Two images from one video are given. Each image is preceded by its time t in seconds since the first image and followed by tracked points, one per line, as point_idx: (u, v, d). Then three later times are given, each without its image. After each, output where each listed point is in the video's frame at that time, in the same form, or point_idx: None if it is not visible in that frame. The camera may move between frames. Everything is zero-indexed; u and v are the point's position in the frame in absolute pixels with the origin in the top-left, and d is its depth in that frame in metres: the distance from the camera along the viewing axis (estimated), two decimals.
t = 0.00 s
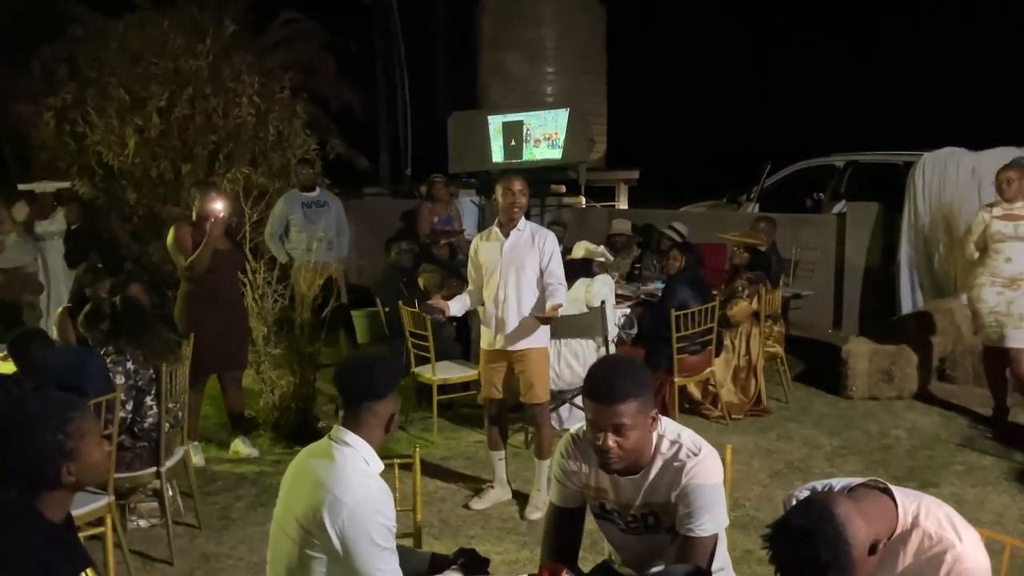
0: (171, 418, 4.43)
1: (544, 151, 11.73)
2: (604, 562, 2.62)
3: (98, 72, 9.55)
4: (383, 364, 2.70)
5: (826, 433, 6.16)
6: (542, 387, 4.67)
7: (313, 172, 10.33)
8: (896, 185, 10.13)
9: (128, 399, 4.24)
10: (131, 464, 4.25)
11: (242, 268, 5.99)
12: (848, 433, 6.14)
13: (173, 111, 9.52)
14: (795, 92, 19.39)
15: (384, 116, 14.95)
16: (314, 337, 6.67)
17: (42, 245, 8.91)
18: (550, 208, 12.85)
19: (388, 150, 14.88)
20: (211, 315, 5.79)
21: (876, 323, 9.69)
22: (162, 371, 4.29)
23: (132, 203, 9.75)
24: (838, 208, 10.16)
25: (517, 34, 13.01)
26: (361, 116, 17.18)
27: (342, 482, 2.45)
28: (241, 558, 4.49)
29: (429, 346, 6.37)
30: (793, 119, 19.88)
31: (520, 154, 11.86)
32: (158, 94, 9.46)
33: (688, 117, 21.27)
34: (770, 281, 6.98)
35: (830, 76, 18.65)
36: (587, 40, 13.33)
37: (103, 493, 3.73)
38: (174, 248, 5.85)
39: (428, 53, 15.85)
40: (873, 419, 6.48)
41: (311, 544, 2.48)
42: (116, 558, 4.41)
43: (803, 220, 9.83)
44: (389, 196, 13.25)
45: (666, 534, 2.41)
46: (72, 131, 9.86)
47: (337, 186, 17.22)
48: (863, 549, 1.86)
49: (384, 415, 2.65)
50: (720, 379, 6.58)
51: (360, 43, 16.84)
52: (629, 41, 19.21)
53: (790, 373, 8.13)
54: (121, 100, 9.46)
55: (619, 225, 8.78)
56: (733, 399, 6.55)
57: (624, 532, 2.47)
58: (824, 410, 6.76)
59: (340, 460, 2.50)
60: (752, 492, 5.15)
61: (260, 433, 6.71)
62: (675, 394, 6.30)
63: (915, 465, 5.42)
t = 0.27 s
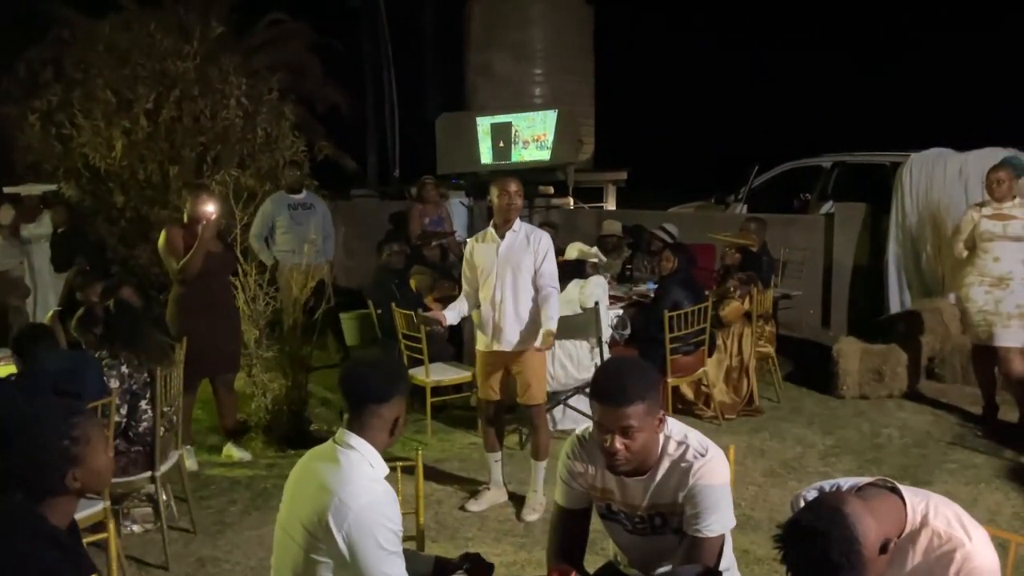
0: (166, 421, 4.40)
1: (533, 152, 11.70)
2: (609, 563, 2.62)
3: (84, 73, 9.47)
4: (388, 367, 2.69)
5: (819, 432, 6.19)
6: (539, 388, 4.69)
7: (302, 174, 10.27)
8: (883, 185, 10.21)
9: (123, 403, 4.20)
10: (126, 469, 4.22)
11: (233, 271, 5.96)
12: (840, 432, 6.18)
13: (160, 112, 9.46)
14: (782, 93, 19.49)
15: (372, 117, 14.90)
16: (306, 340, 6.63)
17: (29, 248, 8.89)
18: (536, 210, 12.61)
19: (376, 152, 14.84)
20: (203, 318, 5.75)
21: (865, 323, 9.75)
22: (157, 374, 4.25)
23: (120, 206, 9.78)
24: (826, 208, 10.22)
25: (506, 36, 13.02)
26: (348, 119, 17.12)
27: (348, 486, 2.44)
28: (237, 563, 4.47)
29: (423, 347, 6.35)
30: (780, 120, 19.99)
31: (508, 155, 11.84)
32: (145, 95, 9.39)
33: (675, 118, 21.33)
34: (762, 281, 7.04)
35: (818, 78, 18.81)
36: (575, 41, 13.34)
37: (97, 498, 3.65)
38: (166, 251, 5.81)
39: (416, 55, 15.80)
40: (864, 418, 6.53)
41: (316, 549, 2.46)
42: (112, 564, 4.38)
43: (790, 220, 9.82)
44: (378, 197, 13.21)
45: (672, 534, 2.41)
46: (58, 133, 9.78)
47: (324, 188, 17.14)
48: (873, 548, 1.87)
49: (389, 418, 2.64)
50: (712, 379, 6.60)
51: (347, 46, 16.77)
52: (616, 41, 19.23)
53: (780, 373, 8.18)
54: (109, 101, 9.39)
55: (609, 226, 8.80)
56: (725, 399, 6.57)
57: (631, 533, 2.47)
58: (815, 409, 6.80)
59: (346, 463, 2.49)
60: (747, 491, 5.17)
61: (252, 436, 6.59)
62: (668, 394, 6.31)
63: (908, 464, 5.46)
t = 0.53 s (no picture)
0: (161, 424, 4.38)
1: (522, 153, 11.70)
2: (614, 563, 2.64)
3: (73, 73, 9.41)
4: (396, 370, 2.71)
5: (810, 433, 6.24)
6: (536, 388, 4.70)
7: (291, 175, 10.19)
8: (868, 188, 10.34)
9: (119, 405, 4.19)
10: (123, 472, 4.17)
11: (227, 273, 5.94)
12: (831, 433, 6.23)
13: (147, 113, 9.34)
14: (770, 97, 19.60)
15: (360, 119, 14.85)
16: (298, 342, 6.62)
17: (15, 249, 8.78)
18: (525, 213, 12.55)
19: (364, 153, 14.79)
20: (197, 319, 5.73)
21: (853, 324, 9.81)
22: (154, 376, 4.25)
23: (109, 206, 9.72)
24: (814, 210, 10.29)
25: (495, 38, 13.02)
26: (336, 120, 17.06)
27: (357, 487, 2.45)
28: (234, 565, 4.46)
29: (416, 349, 6.36)
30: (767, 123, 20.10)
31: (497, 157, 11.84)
32: (134, 96, 9.31)
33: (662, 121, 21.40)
34: (753, 282, 7.07)
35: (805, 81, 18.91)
36: (564, 43, 13.36)
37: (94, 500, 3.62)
38: (158, 253, 5.77)
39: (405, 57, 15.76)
40: (855, 418, 6.58)
41: (326, 551, 2.46)
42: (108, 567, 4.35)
43: (778, 223, 9.77)
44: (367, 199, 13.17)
45: (679, 534, 2.44)
46: (46, 134, 9.69)
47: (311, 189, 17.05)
48: (883, 546, 1.90)
49: (397, 421, 2.65)
50: (704, 380, 6.63)
51: (335, 46, 16.70)
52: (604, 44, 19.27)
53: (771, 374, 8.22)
54: (98, 102, 9.33)
55: (600, 228, 8.78)
56: (718, 400, 6.61)
57: (638, 533, 2.49)
58: (806, 410, 6.85)
59: (355, 465, 2.50)
60: (741, 491, 5.20)
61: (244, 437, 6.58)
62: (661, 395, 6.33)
63: (899, 464, 5.52)
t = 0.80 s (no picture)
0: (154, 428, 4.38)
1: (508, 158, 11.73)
2: (614, 562, 2.68)
3: (57, 75, 9.35)
4: (397, 372, 2.72)
5: (797, 434, 6.31)
6: (528, 391, 4.74)
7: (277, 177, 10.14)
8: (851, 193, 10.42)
9: (112, 409, 4.18)
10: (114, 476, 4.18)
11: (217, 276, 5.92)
12: (818, 434, 6.31)
13: (134, 116, 9.30)
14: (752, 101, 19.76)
15: (345, 122, 14.84)
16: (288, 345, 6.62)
17: None
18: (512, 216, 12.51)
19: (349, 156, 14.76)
20: (186, 323, 5.71)
21: (837, 327, 9.91)
22: (146, 381, 4.23)
23: (92, 209, 9.56)
24: (798, 214, 10.40)
25: (480, 42, 13.07)
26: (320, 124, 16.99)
27: (359, 490, 2.45)
28: (227, 569, 4.45)
29: (406, 352, 6.45)
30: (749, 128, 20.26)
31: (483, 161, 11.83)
32: (120, 98, 9.25)
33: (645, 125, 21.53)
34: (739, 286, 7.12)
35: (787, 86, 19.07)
36: (549, 46, 13.40)
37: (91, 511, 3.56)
38: (147, 255, 5.74)
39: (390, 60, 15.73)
40: (839, 420, 6.66)
41: (329, 553, 2.47)
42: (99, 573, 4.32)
43: (761, 227, 9.83)
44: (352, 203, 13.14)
45: (680, 534, 2.47)
46: (28, 136, 9.61)
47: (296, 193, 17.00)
48: (884, 545, 1.94)
49: (398, 424, 2.66)
50: (692, 382, 6.69)
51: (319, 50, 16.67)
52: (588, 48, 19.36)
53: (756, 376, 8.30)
54: (82, 104, 9.26)
55: (587, 231, 8.80)
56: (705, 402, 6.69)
57: (639, 534, 2.53)
58: (791, 412, 6.93)
59: (356, 469, 2.50)
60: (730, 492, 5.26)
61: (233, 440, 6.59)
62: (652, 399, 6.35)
63: (885, 465, 5.60)
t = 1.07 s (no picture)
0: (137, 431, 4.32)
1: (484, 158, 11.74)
2: (609, 558, 2.71)
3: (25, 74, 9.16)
4: (387, 370, 2.72)
5: (776, 430, 6.39)
6: (513, 391, 4.76)
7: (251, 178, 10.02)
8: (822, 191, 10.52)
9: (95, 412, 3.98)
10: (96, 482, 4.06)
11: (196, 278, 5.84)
12: (796, 430, 6.39)
13: (106, 116, 9.13)
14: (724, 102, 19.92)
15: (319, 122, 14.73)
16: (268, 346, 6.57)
17: None
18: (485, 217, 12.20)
19: (323, 156, 14.65)
20: (165, 325, 5.64)
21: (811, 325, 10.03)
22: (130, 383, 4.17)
23: (63, 210, 9.41)
24: (772, 213, 10.52)
25: (456, 42, 13.05)
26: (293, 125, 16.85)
27: (354, 489, 2.45)
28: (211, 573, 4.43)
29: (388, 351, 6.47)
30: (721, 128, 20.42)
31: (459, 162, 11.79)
32: (90, 98, 9.06)
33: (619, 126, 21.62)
34: (716, 284, 7.22)
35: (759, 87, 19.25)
36: (524, 46, 13.42)
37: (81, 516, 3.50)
38: (125, 257, 5.61)
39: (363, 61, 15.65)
40: (817, 416, 6.75)
41: (324, 553, 2.47)
42: None
43: (735, 226, 9.95)
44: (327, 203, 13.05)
45: (676, 529, 2.51)
46: None
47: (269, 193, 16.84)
48: (881, 538, 1.98)
49: (389, 422, 2.65)
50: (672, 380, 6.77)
51: (292, 49, 16.51)
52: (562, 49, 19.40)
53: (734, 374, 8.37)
54: (50, 103, 9.04)
55: (565, 232, 8.83)
56: (685, 400, 6.75)
57: (636, 530, 2.56)
58: (769, 409, 7.01)
59: (349, 468, 2.50)
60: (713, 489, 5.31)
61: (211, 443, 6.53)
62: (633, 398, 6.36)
63: (863, 460, 5.69)
